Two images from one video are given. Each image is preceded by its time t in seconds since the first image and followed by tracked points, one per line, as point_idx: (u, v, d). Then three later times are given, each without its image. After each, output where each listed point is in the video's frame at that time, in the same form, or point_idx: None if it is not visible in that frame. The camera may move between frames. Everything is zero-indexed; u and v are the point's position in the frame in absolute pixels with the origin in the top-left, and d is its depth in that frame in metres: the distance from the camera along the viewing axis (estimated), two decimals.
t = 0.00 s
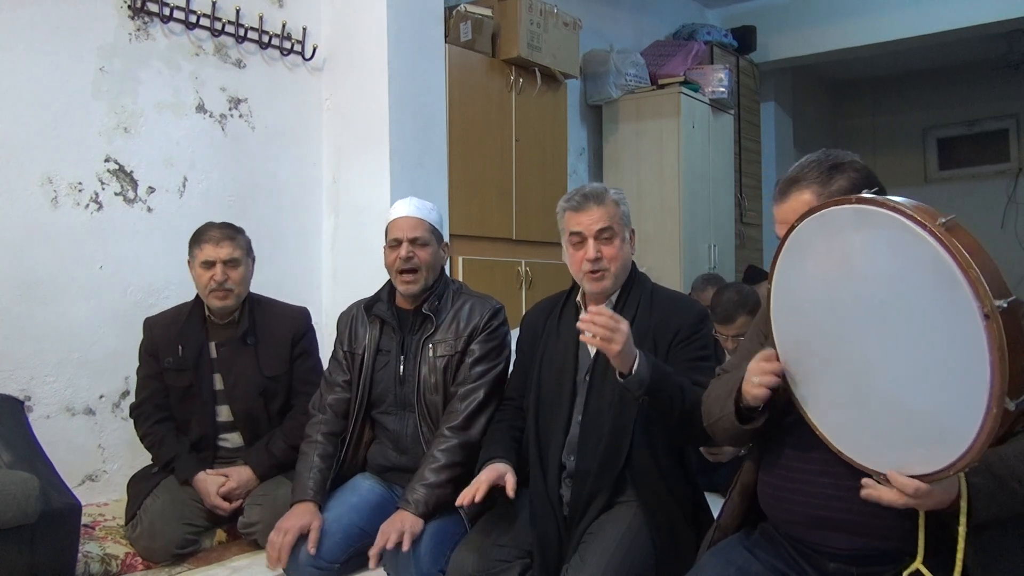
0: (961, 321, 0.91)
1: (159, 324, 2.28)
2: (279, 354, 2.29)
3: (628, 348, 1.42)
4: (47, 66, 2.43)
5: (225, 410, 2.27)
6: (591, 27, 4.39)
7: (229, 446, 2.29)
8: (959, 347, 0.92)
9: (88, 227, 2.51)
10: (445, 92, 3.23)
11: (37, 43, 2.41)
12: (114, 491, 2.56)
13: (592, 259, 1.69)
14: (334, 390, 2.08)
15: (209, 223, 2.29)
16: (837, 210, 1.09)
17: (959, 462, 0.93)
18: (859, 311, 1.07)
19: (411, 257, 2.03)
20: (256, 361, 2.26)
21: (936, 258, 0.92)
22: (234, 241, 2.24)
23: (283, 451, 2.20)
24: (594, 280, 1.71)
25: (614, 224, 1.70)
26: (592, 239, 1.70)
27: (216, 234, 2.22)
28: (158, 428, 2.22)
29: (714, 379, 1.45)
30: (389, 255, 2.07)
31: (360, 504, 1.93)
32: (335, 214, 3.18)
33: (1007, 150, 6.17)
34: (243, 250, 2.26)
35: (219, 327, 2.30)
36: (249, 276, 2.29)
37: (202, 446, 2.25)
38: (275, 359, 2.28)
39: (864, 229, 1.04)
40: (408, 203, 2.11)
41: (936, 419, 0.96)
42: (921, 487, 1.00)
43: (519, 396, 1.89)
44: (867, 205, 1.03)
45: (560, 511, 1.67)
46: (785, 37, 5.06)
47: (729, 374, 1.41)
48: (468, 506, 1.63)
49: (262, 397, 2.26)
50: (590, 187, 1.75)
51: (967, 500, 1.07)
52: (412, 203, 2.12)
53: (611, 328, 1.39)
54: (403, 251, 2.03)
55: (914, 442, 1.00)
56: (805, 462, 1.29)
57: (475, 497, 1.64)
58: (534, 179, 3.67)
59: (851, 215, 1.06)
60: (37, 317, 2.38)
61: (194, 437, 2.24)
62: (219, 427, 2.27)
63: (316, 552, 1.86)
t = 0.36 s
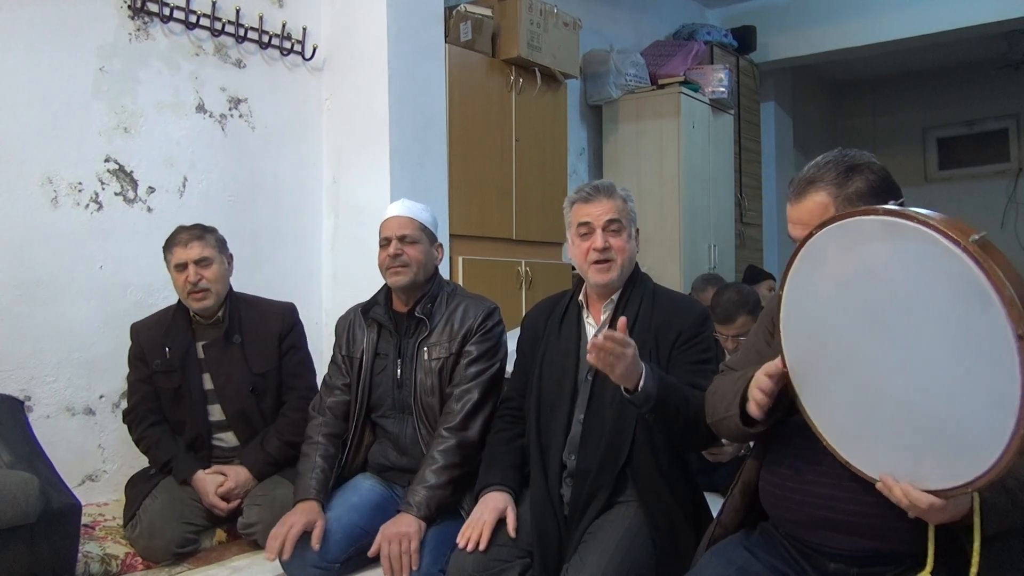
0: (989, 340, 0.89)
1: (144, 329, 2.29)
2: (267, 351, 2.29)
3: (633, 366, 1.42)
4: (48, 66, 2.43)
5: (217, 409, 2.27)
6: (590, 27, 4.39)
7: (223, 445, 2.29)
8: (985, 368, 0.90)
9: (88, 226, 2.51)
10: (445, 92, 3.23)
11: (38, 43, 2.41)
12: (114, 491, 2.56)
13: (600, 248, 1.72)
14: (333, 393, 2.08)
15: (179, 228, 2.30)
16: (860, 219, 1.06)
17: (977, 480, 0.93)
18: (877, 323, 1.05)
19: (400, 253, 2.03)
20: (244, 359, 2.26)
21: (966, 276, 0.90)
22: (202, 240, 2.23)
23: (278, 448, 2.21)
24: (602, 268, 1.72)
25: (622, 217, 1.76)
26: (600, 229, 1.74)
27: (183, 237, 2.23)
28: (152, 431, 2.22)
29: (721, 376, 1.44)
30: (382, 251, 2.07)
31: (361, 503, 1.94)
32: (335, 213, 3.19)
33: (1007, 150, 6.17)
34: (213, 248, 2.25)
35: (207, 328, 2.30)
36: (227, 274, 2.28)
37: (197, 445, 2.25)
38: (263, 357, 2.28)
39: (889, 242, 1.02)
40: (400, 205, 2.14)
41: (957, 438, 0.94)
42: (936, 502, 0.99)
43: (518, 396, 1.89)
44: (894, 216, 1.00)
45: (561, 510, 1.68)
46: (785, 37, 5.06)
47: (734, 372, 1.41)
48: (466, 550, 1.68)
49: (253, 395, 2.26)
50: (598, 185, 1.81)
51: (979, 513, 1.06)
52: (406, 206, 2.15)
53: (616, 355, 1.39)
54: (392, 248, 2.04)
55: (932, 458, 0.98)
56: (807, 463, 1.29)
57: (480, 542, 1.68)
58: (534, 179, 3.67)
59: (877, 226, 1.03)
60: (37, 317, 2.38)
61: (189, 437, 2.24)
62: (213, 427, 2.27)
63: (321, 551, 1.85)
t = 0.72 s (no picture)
0: (968, 310, 0.91)
1: (148, 326, 2.29)
2: (270, 351, 2.29)
3: (638, 367, 1.41)
4: (48, 66, 2.43)
5: (219, 409, 2.27)
6: (590, 27, 4.39)
7: (224, 446, 2.28)
8: (967, 337, 0.92)
9: (88, 227, 2.51)
10: (445, 92, 3.23)
11: (38, 43, 2.41)
12: (114, 491, 2.56)
13: (603, 244, 1.73)
14: (335, 400, 2.08)
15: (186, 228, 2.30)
16: (832, 211, 1.09)
17: (972, 456, 0.92)
18: (858, 314, 1.06)
19: (387, 250, 2.03)
20: (247, 360, 2.26)
21: (941, 250, 0.93)
22: (208, 239, 2.24)
23: (279, 450, 2.20)
24: (607, 270, 1.72)
25: (624, 215, 1.76)
26: (603, 226, 1.74)
27: (189, 236, 2.24)
28: (154, 430, 2.22)
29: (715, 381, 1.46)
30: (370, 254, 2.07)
31: (361, 503, 1.93)
32: (335, 214, 3.19)
33: (1007, 150, 6.17)
34: (218, 247, 2.25)
35: (212, 327, 2.30)
36: (233, 274, 2.28)
37: (197, 445, 2.25)
38: (267, 357, 2.28)
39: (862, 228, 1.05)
40: (385, 205, 2.14)
41: (944, 415, 0.95)
42: (933, 487, 0.98)
43: (518, 395, 1.89)
44: (865, 203, 1.04)
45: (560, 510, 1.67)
46: (785, 37, 5.06)
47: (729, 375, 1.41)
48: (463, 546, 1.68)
49: (256, 396, 2.26)
50: (600, 184, 1.81)
51: (979, 500, 1.06)
52: (391, 206, 2.15)
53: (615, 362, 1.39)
54: (378, 246, 2.05)
55: (922, 440, 0.98)
56: (806, 463, 1.29)
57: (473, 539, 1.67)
58: (535, 178, 3.67)
59: (849, 215, 1.06)
60: (37, 317, 2.38)
61: (189, 437, 2.24)
62: (213, 427, 2.27)
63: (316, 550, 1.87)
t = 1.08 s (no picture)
0: (925, 288, 0.94)
1: (171, 319, 2.30)
2: (290, 355, 2.30)
3: (636, 366, 1.40)
4: (47, 65, 2.43)
5: (231, 407, 2.27)
6: (591, 27, 4.40)
7: (231, 445, 2.28)
8: (924, 315, 0.95)
9: (88, 227, 2.51)
10: (446, 92, 3.23)
11: (37, 43, 2.40)
12: (114, 491, 2.56)
13: (603, 245, 1.72)
14: (331, 396, 2.09)
15: (230, 221, 2.33)
16: (797, 206, 1.13)
17: (935, 432, 0.94)
18: (826, 303, 1.09)
19: (402, 256, 2.03)
20: (266, 361, 2.28)
21: (898, 232, 0.97)
22: (250, 239, 2.27)
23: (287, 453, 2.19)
24: (606, 267, 1.72)
25: (622, 212, 1.76)
26: (604, 226, 1.74)
27: (234, 232, 2.26)
28: (162, 423, 2.22)
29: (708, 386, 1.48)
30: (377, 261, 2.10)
31: (360, 503, 1.93)
32: (335, 214, 3.19)
33: (1007, 150, 6.17)
34: (259, 248, 2.29)
35: (234, 325, 2.32)
36: (266, 275, 2.31)
37: (204, 443, 2.24)
38: (286, 359, 2.29)
39: (825, 219, 1.08)
40: (397, 206, 2.13)
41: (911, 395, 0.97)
42: (903, 466, 0.99)
43: (519, 395, 1.89)
44: (826, 194, 1.08)
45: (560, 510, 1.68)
46: (786, 37, 5.06)
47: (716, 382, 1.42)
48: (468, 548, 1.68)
49: (269, 396, 2.27)
50: (597, 183, 1.81)
51: (951, 482, 1.06)
52: (402, 207, 2.14)
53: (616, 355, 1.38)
54: (393, 251, 2.03)
55: (894, 421, 1.00)
56: (801, 461, 1.29)
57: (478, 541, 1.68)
58: (535, 179, 3.67)
59: (813, 206, 1.10)
60: (37, 317, 2.38)
61: (196, 435, 2.23)
62: (223, 425, 2.27)
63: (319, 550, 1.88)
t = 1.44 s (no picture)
0: (891, 288, 0.94)
1: (184, 316, 2.31)
2: (298, 357, 2.31)
3: (633, 376, 1.41)
4: (47, 65, 2.43)
5: (237, 407, 2.28)
6: (591, 27, 4.40)
7: (234, 444, 2.28)
8: (892, 316, 0.95)
9: (88, 227, 2.51)
10: (445, 92, 3.23)
11: (38, 42, 2.40)
12: (115, 491, 2.56)
13: (603, 246, 1.72)
14: (333, 394, 2.08)
15: (255, 223, 2.32)
16: (768, 215, 1.14)
17: (913, 430, 0.94)
18: (805, 306, 1.09)
19: (419, 255, 2.04)
20: (275, 361, 2.28)
21: (860, 234, 0.98)
22: (278, 248, 2.27)
23: (290, 454, 2.20)
24: (604, 267, 1.72)
25: (622, 213, 1.76)
26: (604, 227, 1.74)
27: (263, 238, 2.26)
28: (167, 420, 2.22)
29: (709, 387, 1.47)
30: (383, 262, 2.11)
31: (360, 503, 1.93)
32: (335, 214, 3.19)
33: (1007, 150, 6.17)
34: (284, 258, 2.30)
35: (245, 325, 2.33)
36: (284, 283, 2.32)
37: (207, 443, 2.24)
38: (294, 361, 2.30)
39: (796, 225, 1.09)
40: (409, 205, 2.13)
41: (887, 395, 0.97)
42: (889, 465, 0.99)
43: (518, 394, 1.89)
44: (795, 200, 1.09)
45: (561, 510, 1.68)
46: (786, 37, 5.06)
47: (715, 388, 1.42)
48: (467, 548, 1.68)
49: (276, 397, 2.27)
50: (599, 183, 1.81)
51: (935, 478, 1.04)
52: (411, 206, 2.14)
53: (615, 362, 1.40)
54: (411, 250, 2.04)
55: (875, 422, 1.00)
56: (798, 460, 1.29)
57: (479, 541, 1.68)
58: (535, 179, 3.67)
59: (783, 213, 1.11)
60: (37, 316, 2.38)
61: (201, 432, 2.23)
62: (229, 423, 2.28)
63: (323, 551, 1.86)
